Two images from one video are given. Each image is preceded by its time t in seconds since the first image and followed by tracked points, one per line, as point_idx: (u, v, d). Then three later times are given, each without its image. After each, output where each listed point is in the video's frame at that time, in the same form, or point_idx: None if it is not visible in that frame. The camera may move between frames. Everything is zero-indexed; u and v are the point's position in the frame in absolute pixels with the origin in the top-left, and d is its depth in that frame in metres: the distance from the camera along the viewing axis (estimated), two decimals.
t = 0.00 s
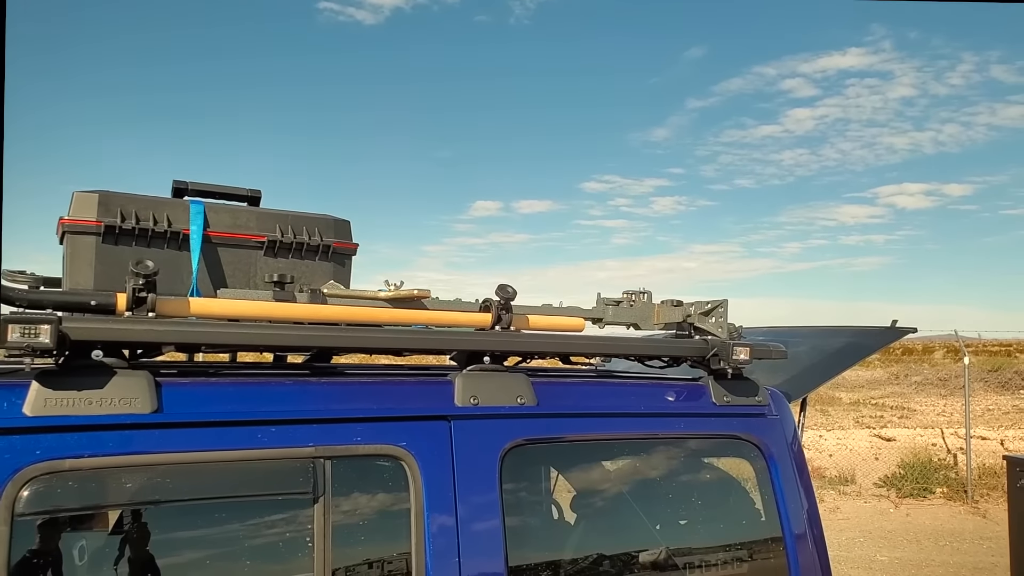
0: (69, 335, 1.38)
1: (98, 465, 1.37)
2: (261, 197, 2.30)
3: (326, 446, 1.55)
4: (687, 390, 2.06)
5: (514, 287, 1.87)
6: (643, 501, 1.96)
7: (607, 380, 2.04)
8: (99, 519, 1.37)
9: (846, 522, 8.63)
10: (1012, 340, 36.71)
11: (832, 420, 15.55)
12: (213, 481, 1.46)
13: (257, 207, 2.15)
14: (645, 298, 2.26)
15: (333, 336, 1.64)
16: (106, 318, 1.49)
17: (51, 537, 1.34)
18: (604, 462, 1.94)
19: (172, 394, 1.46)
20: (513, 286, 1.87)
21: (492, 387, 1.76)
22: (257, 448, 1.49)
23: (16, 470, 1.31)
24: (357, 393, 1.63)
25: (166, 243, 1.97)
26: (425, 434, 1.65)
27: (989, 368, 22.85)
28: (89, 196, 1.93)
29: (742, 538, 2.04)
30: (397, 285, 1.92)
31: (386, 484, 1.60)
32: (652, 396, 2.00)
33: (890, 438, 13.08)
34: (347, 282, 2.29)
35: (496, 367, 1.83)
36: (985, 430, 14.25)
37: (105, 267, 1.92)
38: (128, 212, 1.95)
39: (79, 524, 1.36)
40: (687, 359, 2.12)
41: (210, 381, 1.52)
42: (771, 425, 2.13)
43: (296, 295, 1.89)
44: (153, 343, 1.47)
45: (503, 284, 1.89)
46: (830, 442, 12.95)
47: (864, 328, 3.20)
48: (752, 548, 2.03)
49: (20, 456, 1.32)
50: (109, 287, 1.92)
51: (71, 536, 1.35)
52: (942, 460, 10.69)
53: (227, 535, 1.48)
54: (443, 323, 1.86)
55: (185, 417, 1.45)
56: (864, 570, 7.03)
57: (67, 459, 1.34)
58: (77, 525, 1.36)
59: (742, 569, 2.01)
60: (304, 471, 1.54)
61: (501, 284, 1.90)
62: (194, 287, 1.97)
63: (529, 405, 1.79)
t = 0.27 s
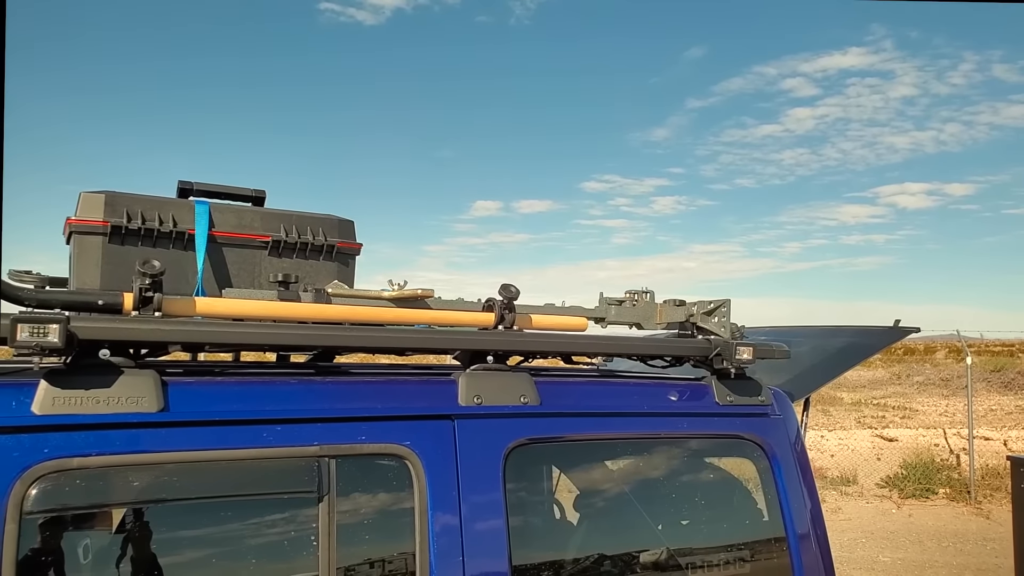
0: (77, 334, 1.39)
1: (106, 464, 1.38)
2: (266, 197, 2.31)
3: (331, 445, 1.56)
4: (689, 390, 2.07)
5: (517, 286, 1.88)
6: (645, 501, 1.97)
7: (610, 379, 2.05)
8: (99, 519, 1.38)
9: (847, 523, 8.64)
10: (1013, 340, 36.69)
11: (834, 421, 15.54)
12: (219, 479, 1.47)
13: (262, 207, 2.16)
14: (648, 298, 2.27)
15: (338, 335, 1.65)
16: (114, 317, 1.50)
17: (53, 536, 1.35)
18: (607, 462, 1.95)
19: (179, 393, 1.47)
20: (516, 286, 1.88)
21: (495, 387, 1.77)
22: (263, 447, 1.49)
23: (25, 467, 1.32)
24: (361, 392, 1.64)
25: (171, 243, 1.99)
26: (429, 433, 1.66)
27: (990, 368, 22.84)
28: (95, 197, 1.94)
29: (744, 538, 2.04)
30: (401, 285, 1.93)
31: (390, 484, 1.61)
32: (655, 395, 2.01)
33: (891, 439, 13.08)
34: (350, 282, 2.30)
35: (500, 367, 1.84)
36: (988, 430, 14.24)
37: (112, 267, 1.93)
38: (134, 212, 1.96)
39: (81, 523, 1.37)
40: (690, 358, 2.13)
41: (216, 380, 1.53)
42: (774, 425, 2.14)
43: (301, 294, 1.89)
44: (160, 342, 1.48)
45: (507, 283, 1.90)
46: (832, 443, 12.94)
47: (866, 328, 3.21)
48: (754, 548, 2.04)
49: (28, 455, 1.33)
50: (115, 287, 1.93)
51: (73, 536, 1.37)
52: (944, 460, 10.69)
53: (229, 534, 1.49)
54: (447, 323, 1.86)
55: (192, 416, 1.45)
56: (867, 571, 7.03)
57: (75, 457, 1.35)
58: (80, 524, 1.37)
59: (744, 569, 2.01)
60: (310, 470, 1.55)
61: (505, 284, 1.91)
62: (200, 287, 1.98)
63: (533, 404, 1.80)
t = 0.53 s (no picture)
0: (86, 334, 1.40)
1: (113, 463, 1.38)
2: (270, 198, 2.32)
3: (336, 445, 1.57)
4: (693, 390, 2.08)
5: (520, 287, 1.89)
6: (649, 501, 1.98)
7: (614, 379, 2.06)
8: (102, 518, 1.38)
9: (850, 523, 8.64)
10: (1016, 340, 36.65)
11: (837, 421, 15.54)
12: (225, 479, 1.48)
13: (267, 208, 2.17)
14: (651, 298, 2.28)
15: (343, 336, 1.66)
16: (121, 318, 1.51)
17: (57, 535, 1.35)
18: (611, 462, 1.95)
19: (185, 393, 1.48)
20: (519, 286, 1.89)
21: (499, 387, 1.78)
22: (269, 447, 1.50)
23: (34, 467, 1.33)
24: (366, 392, 1.65)
25: (177, 244, 2.00)
26: (434, 433, 1.67)
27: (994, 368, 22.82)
28: (102, 197, 1.95)
29: (748, 538, 2.05)
30: (406, 286, 1.94)
31: (395, 483, 1.62)
32: (659, 395, 2.02)
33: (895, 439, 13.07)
34: (354, 282, 2.31)
35: (503, 367, 1.85)
36: (991, 431, 14.23)
37: (118, 268, 1.94)
38: (141, 213, 1.97)
39: (84, 523, 1.37)
40: (693, 358, 2.14)
41: (223, 380, 1.54)
42: (778, 425, 2.14)
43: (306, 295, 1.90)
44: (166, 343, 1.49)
45: (510, 283, 1.90)
46: (835, 443, 12.94)
47: (869, 328, 3.21)
48: (757, 548, 2.04)
49: (37, 454, 1.34)
50: (122, 287, 1.94)
51: (77, 535, 1.37)
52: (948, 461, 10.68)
53: (231, 534, 1.49)
54: (452, 323, 1.87)
55: (198, 416, 1.46)
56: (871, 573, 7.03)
57: (83, 457, 1.36)
58: (83, 524, 1.37)
59: (747, 569, 2.02)
60: (315, 469, 1.55)
61: (508, 284, 1.91)
62: (205, 287, 1.99)
63: (537, 404, 1.81)
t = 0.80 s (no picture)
0: (100, 333, 1.41)
1: (127, 461, 1.40)
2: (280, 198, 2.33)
3: (346, 443, 1.58)
4: (701, 390, 2.08)
5: (528, 286, 1.90)
6: (657, 501, 1.98)
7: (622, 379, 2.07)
8: (112, 515, 1.39)
9: (858, 525, 8.62)
10: None
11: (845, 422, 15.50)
12: (236, 477, 1.49)
13: (277, 208, 2.19)
14: (659, 297, 2.28)
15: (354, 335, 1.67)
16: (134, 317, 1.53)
17: (68, 533, 1.36)
18: (618, 461, 1.95)
19: (198, 392, 1.50)
20: (528, 286, 1.90)
21: (508, 387, 1.79)
22: (280, 445, 1.51)
23: (50, 464, 1.35)
24: (376, 391, 1.66)
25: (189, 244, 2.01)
26: (443, 432, 1.68)
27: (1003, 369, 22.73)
28: (115, 198, 1.97)
29: (756, 539, 2.05)
30: (415, 285, 1.95)
31: (405, 482, 1.63)
32: (667, 395, 2.02)
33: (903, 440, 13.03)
34: (363, 282, 2.32)
35: (512, 366, 1.85)
36: (1001, 433, 14.17)
37: (131, 268, 1.96)
38: (153, 213, 1.99)
39: (94, 521, 1.39)
40: (701, 359, 2.14)
41: (234, 379, 1.56)
42: (786, 425, 2.15)
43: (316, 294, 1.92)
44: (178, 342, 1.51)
45: (518, 283, 1.91)
46: (843, 444, 12.91)
47: (878, 329, 3.21)
48: (765, 549, 2.05)
49: (53, 452, 1.35)
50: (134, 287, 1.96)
51: (88, 532, 1.38)
52: (957, 463, 10.64)
53: (240, 532, 1.50)
54: (461, 323, 1.88)
55: (210, 415, 1.48)
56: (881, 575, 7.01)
57: (97, 454, 1.38)
58: (93, 522, 1.38)
59: (755, 570, 2.02)
60: (326, 468, 1.56)
61: (516, 284, 1.92)
62: (217, 287, 2.01)
63: (545, 404, 1.82)
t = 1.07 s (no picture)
0: (135, 334, 1.44)
1: (161, 459, 1.42)
2: (308, 200, 2.35)
3: (374, 443, 1.59)
4: (728, 392, 2.07)
5: (554, 287, 1.90)
6: (683, 503, 1.98)
7: (648, 381, 2.06)
8: (139, 514, 1.41)
9: (886, 530, 8.52)
10: None
11: (872, 426, 15.33)
12: (267, 475, 1.50)
13: (305, 210, 2.21)
14: (685, 299, 2.28)
15: (381, 336, 1.69)
16: (167, 318, 1.56)
17: (98, 531, 1.39)
18: (644, 463, 1.95)
19: (228, 392, 1.52)
20: (553, 287, 1.90)
21: (534, 387, 1.80)
22: (308, 445, 1.53)
23: (86, 461, 1.37)
24: (403, 391, 1.68)
25: (219, 246, 2.04)
26: (471, 433, 1.69)
27: None
28: (148, 201, 2.00)
29: (783, 542, 2.04)
30: (441, 286, 1.96)
31: (432, 482, 1.64)
32: (693, 397, 2.02)
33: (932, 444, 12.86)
34: (390, 282, 2.34)
35: (537, 367, 1.86)
36: None
37: (163, 269, 1.99)
38: (185, 216, 2.02)
39: (123, 519, 1.41)
40: (727, 360, 2.14)
41: (264, 379, 1.58)
42: (814, 428, 2.13)
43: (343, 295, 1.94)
44: (209, 342, 1.53)
45: (543, 284, 1.92)
46: (871, 448, 12.77)
47: (907, 330, 3.18)
48: (791, 552, 2.03)
49: (90, 449, 1.38)
50: (166, 289, 1.99)
51: (118, 530, 1.40)
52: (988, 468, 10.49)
53: (263, 531, 1.51)
54: (486, 323, 1.89)
55: (240, 414, 1.50)
56: None
57: (132, 452, 1.40)
58: (121, 520, 1.40)
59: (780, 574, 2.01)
60: (354, 467, 1.57)
61: (541, 285, 1.93)
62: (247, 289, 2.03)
63: (570, 405, 1.83)
